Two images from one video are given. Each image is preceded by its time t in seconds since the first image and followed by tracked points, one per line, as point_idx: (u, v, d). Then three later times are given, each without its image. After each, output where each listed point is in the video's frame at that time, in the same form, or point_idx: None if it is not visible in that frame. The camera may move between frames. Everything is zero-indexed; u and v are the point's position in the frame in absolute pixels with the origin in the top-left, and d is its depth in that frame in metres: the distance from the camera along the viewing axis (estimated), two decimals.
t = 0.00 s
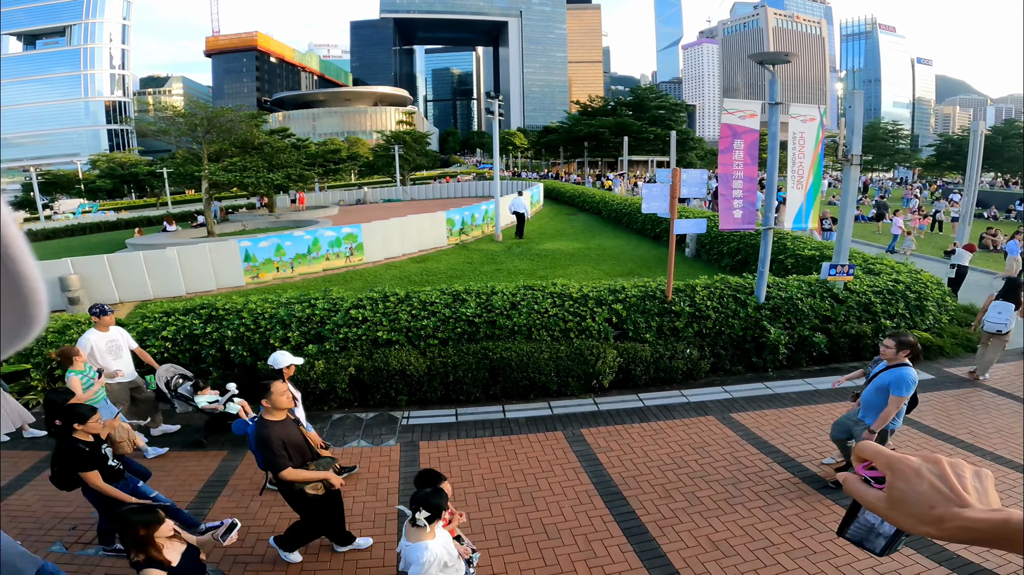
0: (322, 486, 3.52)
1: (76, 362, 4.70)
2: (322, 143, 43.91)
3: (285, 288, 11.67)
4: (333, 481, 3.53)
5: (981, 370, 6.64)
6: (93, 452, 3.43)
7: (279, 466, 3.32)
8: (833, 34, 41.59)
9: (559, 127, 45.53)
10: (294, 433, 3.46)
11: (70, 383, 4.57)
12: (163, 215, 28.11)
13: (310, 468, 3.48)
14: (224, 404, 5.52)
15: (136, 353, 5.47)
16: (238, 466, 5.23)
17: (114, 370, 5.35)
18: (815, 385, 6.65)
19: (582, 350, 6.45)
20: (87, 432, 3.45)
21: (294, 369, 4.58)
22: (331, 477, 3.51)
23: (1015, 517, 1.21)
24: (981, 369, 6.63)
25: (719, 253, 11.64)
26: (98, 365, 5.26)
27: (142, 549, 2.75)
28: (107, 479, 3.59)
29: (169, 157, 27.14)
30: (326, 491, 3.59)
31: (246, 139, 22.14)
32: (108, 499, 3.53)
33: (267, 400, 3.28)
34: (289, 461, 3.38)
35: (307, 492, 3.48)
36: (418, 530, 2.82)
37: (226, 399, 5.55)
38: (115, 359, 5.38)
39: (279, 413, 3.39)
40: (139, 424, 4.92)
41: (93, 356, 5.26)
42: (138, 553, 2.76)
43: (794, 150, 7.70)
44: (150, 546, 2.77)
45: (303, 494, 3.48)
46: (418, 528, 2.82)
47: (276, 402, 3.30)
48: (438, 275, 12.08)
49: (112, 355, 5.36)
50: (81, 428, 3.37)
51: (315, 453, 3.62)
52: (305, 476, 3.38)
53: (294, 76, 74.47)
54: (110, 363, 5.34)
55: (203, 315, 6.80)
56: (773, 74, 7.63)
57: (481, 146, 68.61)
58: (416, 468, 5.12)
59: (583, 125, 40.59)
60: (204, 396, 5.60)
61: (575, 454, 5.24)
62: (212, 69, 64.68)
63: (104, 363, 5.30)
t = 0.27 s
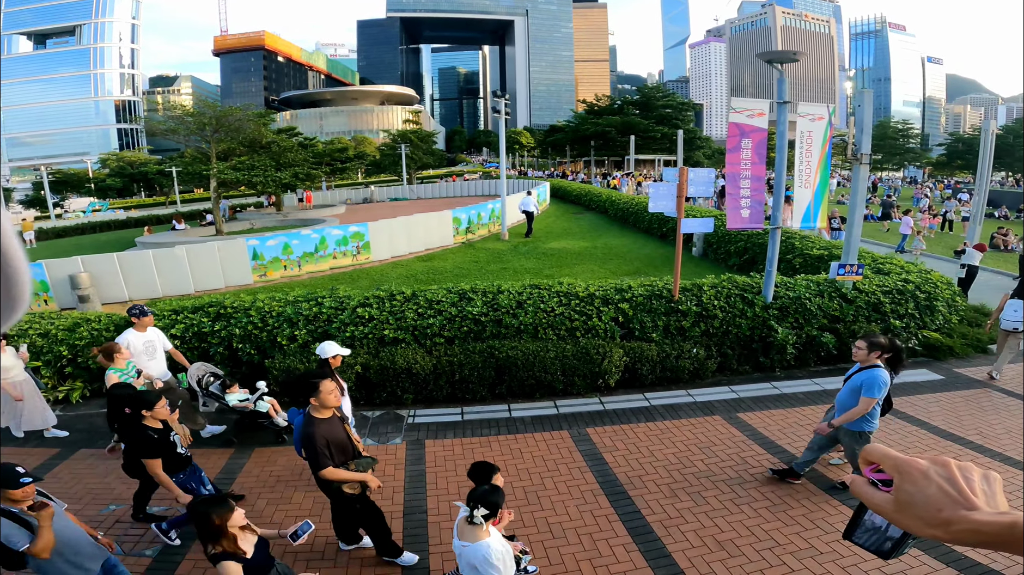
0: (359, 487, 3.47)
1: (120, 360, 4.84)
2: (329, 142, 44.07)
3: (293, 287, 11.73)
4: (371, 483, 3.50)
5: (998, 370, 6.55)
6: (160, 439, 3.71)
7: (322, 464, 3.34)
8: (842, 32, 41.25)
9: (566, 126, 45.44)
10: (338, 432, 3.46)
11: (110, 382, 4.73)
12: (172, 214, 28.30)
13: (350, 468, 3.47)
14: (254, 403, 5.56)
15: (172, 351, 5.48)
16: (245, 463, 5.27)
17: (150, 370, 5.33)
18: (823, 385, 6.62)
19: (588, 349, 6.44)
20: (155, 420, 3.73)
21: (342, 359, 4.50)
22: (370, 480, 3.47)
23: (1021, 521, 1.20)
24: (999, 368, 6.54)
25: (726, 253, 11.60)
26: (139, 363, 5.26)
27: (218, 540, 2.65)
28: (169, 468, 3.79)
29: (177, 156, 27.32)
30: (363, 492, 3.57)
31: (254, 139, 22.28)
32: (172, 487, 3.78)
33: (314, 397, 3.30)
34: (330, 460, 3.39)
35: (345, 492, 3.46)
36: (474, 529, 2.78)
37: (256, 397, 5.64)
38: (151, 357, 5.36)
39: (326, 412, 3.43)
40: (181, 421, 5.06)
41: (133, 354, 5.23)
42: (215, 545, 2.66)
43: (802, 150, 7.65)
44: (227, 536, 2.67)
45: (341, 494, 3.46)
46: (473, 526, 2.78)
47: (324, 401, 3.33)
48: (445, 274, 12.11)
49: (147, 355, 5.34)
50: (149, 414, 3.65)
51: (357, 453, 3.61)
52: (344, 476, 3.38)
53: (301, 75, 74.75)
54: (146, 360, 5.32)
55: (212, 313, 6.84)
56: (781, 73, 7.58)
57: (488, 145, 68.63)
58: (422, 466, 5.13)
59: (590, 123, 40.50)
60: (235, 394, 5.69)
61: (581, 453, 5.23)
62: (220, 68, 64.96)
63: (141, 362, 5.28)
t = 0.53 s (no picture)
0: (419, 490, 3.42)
1: (173, 360, 5.11)
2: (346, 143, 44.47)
3: (313, 287, 11.86)
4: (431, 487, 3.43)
5: None
6: (233, 434, 3.85)
7: (382, 469, 3.29)
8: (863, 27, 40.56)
9: (582, 125, 45.28)
10: (399, 436, 3.42)
11: (160, 381, 4.94)
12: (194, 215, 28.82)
13: (410, 472, 3.42)
14: (296, 403, 5.60)
15: (222, 349, 5.53)
16: (266, 463, 5.35)
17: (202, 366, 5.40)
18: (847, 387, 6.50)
19: (606, 349, 6.41)
20: (231, 416, 3.89)
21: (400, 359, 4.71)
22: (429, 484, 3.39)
23: None
24: None
25: (747, 252, 11.45)
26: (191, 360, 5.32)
27: (295, 534, 2.67)
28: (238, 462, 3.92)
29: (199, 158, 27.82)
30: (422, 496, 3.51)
31: (274, 140, 22.61)
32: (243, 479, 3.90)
33: (375, 401, 3.28)
34: (391, 465, 3.34)
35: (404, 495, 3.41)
36: (542, 530, 2.81)
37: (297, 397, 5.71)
38: (204, 353, 5.42)
39: (386, 415, 3.39)
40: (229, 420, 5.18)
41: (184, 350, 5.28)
42: (289, 539, 2.67)
43: (824, 147, 7.51)
44: (304, 531, 2.68)
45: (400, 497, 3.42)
46: (540, 527, 2.81)
47: (384, 404, 3.30)
48: (462, 274, 12.15)
49: (200, 351, 5.39)
50: (226, 410, 3.81)
51: (416, 456, 3.56)
52: (404, 480, 3.33)
53: (319, 77, 75.59)
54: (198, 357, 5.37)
55: (234, 313, 6.95)
56: (802, 70, 7.46)
57: (504, 145, 68.68)
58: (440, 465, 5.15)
59: (606, 123, 40.33)
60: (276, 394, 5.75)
61: (598, 453, 5.21)
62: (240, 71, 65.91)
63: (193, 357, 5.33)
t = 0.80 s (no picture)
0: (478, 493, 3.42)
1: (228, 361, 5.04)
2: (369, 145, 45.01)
3: (338, 287, 12.01)
4: (489, 490, 3.44)
5: None
6: (310, 429, 3.89)
7: (444, 469, 3.33)
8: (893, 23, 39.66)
9: (603, 125, 45.07)
10: (460, 436, 3.43)
11: (221, 382, 4.91)
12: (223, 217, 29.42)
13: (469, 473, 3.43)
14: (342, 403, 5.66)
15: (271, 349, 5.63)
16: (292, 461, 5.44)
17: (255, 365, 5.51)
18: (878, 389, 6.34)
19: (629, 351, 6.37)
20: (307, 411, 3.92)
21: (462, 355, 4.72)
22: (488, 485, 3.42)
23: None
24: None
25: (774, 252, 11.25)
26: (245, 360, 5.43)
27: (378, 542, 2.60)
28: (314, 457, 3.94)
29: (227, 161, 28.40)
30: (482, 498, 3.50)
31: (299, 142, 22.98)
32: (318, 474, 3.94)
33: (439, 400, 3.29)
34: (452, 464, 3.36)
35: (464, 497, 3.41)
36: (616, 524, 2.78)
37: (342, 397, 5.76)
38: (256, 353, 5.54)
39: (447, 414, 3.40)
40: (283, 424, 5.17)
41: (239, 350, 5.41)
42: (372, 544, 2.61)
43: (854, 146, 7.36)
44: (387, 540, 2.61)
45: (459, 499, 3.43)
46: (614, 520, 2.77)
47: (447, 403, 3.31)
48: (484, 275, 12.18)
49: (252, 350, 5.50)
50: (303, 405, 3.85)
51: (474, 457, 3.56)
52: (465, 481, 3.35)
53: (342, 80, 76.60)
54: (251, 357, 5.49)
55: (262, 313, 7.08)
56: (829, 67, 7.32)
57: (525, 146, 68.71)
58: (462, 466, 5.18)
59: (628, 123, 40.07)
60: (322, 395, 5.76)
61: (621, 455, 5.17)
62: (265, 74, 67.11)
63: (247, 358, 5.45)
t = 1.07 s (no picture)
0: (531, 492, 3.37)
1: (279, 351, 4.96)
2: (395, 139, 45.37)
3: (362, 280, 12.16)
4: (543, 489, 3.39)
5: None
6: (370, 419, 3.82)
7: (503, 467, 3.26)
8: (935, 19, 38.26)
9: (630, 122, 44.58)
10: (518, 435, 3.37)
11: (275, 371, 4.79)
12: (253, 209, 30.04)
13: (525, 473, 3.38)
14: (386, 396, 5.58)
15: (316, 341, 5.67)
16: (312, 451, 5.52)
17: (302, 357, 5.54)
18: (907, 395, 6.13)
19: (650, 350, 6.30)
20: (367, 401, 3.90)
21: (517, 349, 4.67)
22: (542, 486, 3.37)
23: None
24: None
25: (803, 253, 10.98)
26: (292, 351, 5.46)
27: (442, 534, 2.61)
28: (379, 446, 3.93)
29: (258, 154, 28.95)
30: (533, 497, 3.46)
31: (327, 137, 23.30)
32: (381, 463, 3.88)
33: (502, 397, 3.25)
34: (510, 463, 3.30)
35: (517, 496, 3.35)
36: (682, 521, 2.83)
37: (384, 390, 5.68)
38: (302, 346, 5.58)
39: (508, 413, 3.34)
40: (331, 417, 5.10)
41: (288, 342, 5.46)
42: (436, 537, 2.63)
43: (890, 146, 7.13)
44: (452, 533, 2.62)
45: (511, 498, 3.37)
46: (675, 518, 2.85)
47: (509, 401, 3.27)
48: (506, 270, 12.20)
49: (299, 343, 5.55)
50: (364, 394, 3.82)
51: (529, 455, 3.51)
52: (521, 480, 3.30)
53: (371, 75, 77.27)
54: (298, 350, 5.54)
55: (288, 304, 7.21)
56: (865, 65, 7.10)
57: (551, 142, 68.46)
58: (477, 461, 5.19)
59: (655, 120, 39.59)
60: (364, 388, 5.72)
61: (638, 454, 5.12)
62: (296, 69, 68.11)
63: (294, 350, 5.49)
